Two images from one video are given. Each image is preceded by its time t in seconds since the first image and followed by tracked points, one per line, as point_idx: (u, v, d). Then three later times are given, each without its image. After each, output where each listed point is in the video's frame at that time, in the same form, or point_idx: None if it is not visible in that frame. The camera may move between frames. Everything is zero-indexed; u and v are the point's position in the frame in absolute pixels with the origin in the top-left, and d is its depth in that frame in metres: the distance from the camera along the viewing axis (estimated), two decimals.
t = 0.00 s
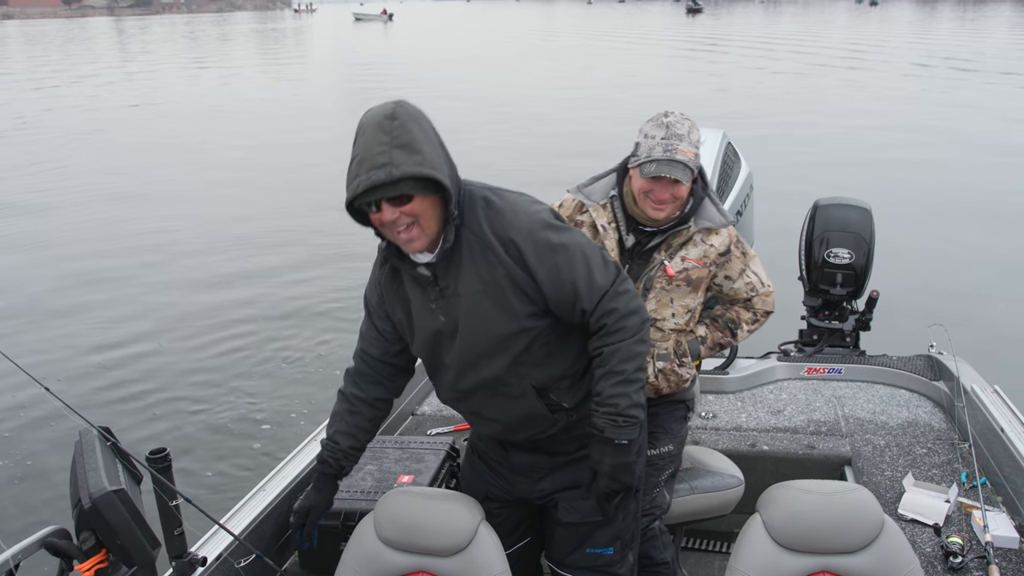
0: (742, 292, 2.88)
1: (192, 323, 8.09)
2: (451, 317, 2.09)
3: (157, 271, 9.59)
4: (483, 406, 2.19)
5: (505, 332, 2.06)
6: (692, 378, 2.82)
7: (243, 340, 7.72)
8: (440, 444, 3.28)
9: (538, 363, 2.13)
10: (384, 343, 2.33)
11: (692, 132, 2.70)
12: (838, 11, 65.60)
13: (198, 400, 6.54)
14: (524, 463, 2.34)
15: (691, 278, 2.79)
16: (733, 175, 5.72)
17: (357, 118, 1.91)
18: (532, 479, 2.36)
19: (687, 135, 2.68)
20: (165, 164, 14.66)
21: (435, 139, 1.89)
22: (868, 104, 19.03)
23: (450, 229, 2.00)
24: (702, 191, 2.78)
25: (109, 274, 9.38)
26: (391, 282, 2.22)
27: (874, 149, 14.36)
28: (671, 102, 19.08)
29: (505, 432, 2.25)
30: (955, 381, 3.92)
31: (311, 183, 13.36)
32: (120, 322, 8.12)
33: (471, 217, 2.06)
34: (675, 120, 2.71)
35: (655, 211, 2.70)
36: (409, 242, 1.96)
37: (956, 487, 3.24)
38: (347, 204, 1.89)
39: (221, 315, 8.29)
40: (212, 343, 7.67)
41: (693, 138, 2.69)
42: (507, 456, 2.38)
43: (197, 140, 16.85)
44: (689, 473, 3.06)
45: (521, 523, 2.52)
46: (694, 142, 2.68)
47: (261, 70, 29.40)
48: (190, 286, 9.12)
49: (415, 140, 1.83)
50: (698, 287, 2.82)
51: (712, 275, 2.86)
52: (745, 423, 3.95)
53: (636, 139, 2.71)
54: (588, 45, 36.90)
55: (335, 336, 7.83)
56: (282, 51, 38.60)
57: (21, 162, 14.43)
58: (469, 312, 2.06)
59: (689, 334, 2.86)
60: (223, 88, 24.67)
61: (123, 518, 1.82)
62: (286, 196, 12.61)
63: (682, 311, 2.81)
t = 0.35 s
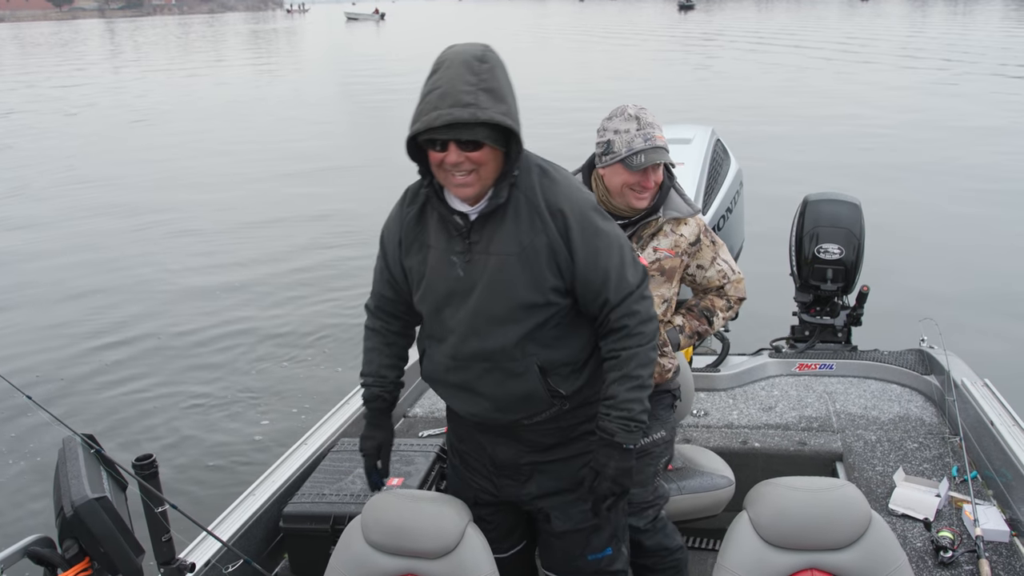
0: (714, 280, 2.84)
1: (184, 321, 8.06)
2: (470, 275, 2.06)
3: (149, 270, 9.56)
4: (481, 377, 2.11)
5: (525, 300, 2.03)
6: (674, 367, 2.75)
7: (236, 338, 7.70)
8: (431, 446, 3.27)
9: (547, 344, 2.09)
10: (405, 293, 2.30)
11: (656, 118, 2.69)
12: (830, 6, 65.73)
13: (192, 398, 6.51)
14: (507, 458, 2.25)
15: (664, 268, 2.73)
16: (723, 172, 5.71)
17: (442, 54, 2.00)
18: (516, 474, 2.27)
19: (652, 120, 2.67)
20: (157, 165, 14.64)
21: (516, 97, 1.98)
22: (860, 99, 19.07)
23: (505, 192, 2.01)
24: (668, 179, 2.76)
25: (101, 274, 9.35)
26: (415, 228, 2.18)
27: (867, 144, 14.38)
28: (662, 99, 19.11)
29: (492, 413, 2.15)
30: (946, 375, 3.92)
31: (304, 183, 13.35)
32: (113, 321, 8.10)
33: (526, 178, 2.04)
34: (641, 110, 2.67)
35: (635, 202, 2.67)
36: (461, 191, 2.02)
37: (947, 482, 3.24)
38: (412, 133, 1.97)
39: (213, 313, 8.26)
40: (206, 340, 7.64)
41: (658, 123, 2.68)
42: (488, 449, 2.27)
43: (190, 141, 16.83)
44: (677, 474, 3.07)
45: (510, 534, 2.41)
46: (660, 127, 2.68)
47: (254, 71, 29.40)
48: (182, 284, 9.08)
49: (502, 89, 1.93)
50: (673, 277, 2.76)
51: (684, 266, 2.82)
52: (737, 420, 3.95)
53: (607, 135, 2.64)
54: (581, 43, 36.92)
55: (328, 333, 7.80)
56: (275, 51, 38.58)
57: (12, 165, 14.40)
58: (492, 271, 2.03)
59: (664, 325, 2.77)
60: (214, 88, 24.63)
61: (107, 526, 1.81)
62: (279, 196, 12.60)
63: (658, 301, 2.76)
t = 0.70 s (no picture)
0: (745, 305, 2.70)
1: (184, 331, 8.06)
2: (507, 272, 2.08)
3: (149, 279, 9.56)
4: (506, 376, 2.10)
5: (561, 303, 2.04)
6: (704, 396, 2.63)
7: (236, 350, 7.69)
8: (427, 460, 3.27)
9: (578, 350, 2.09)
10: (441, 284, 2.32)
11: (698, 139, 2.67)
12: (830, 15, 65.96)
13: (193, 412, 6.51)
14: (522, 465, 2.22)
15: (698, 292, 2.63)
16: (720, 181, 5.73)
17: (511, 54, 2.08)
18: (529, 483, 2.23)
19: (694, 141, 2.65)
20: (157, 176, 14.69)
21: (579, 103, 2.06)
22: (859, 107, 19.12)
23: (560, 198, 2.06)
24: (706, 201, 2.69)
25: (101, 284, 9.35)
26: (455, 218, 2.20)
27: (865, 151, 14.42)
28: (662, 108, 19.14)
29: (511, 416, 2.13)
30: (944, 384, 3.92)
31: (304, 193, 13.40)
32: (114, 331, 8.10)
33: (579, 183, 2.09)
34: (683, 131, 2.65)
35: (670, 219, 2.62)
36: (516, 190, 2.08)
37: (944, 491, 3.24)
38: (476, 126, 2.04)
39: (213, 325, 8.26)
40: (206, 352, 7.64)
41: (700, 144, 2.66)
42: (501, 455, 2.23)
43: (191, 152, 16.89)
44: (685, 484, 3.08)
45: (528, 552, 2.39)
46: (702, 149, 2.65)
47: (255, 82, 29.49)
48: (182, 294, 9.08)
49: (571, 96, 2.02)
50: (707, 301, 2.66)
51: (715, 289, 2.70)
52: (736, 431, 3.94)
53: (645, 149, 2.62)
54: (581, 52, 37.04)
55: (328, 343, 7.79)
56: (276, 62, 38.70)
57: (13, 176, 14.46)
58: (532, 269, 2.05)
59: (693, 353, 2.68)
60: (215, 99, 24.68)
61: (98, 544, 1.80)
62: (279, 207, 12.60)
63: (690, 324, 2.66)
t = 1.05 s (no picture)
0: (773, 313, 2.59)
1: (152, 338, 7.97)
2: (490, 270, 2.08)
3: (115, 284, 9.44)
4: (499, 373, 2.09)
5: (544, 292, 2.11)
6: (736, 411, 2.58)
7: (205, 355, 7.61)
8: (402, 464, 3.25)
9: (556, 338, 2.17)
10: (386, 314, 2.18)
11: (740, 148, 2.41)
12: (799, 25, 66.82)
13: (161, 421, 6.44)
14: (509, 465, 2.22)
15: (735, 303, 2.48)
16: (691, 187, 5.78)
17: (453, 60, 2.08)
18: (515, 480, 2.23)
19: (734, 150, 2.39)
20: (126, 180, 14.58)
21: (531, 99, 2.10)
22: (827, 116, 19.39)
23: (522, 192, 2.11)
24: (743, 210, 2.48)
25: (67, 290, 9.22)
26: (416, 231, 2.13)
27: (834, 160, 14.62)
28: (633, 116, 19.28)
29: (505, 413, 2.13)
30: (912, 390, 3.97)
31: (275, 197, 13.35)
32: (80, 336, 8.01)
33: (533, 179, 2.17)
34: (722, 134, 2.41)
35: (692, 231, 2.41)
36: (488, 192, 2.07)
37: (914, 496, 3.28)
38: (457, 132, 1.97)
39: (182, 330, 8.17)
40: (175, 358, 7.55)
41: (740, 155, 2.40)
42: (486, 459, 2.21)
43: (161, 156, 16.78)
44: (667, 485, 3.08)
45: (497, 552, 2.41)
46: (741, 161, 2.39)
47: (227, 87, 29.33)
48: (150, 300, 8.98)
49: (527, 91, 2.06)
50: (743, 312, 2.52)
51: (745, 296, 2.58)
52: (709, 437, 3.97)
53: (680, 151, 2.43)
54: (554, 60, 37.25)
55: (299, 347, 7.72)
56: (249, 68, 38.59)
57: None
58: (517, 263, 2.08)
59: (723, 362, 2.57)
60: (185, 105, 24.48)
61: (69, 550, 1.77)
62: (249, 212, 12.51)
63: (728, 338, 2.51)
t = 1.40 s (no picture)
0: (779, 311, 2.63)
1: (135, 341, 7.90)
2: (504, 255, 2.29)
3: (97, 288, 9.35)
4: (530, 358, 2.23)
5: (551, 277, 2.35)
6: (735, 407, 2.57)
7: (189, 358, 7.56)
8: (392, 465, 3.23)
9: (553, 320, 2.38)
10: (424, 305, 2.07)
11: (728, 139, 2.40)
12: (780, 29, 67.17)
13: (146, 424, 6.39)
14: (528, 457, 2.32)
15: (734, 298, 2.47)
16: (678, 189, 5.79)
17: (448, 56, 2.17)
18: (532, 470, 2.35)
19: (722, 141, 2.38)
20: (108, 184, 14.47)
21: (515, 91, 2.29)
22: (810, 120, 19.51)
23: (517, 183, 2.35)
24: (739, 204, 2.48)
25: (47, 296, 9.13)
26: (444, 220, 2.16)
27: (817, 163, 14.71)
28: (618, 120, 19.30)
29: (539, 393, 2.27)
30: (899, 391, 4.00)
31: (258, 200, 13.29)
32: (61, 341, 7.95)
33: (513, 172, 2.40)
34: (712, 126, 2.41)
35: (681, 223, 2.40)
36: (495, 180, 2.23)
37: (902, 496, 3.30)
38: (483, 121, 2.08)
39: (165, 334, 8.11)
40: (159, 362, 7.50)
41: (728, 146, 2.39)
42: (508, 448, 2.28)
43: (142, 160, 16.67)
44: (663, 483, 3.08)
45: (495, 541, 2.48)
46: (729, 153, 2.38)
47: (208, 92, 29.12)
48: (132, 304, 8.90)
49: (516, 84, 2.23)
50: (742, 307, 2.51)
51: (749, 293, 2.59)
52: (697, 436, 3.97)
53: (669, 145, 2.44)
54: (538, 64, 37.27)
55: (284, 349, 7.68)
56: (231, 72, 38.43)
57: None
58: (526, 249, 2.33)
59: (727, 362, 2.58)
60: (167, 110, 24.29)
61: (60, 553, 1.73)
62: (232, 216, 12.43)
63: (727, 334, 2.50)
